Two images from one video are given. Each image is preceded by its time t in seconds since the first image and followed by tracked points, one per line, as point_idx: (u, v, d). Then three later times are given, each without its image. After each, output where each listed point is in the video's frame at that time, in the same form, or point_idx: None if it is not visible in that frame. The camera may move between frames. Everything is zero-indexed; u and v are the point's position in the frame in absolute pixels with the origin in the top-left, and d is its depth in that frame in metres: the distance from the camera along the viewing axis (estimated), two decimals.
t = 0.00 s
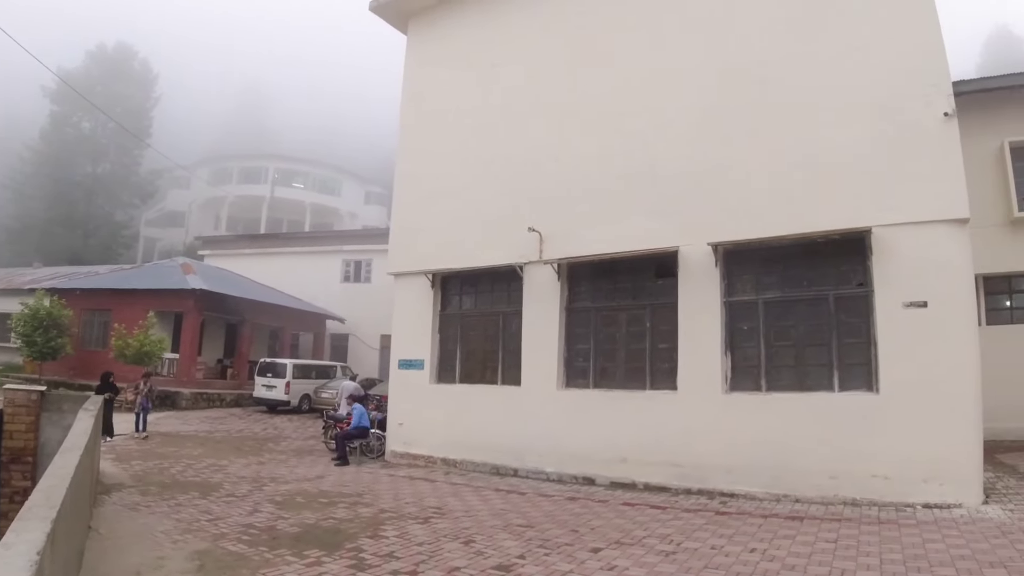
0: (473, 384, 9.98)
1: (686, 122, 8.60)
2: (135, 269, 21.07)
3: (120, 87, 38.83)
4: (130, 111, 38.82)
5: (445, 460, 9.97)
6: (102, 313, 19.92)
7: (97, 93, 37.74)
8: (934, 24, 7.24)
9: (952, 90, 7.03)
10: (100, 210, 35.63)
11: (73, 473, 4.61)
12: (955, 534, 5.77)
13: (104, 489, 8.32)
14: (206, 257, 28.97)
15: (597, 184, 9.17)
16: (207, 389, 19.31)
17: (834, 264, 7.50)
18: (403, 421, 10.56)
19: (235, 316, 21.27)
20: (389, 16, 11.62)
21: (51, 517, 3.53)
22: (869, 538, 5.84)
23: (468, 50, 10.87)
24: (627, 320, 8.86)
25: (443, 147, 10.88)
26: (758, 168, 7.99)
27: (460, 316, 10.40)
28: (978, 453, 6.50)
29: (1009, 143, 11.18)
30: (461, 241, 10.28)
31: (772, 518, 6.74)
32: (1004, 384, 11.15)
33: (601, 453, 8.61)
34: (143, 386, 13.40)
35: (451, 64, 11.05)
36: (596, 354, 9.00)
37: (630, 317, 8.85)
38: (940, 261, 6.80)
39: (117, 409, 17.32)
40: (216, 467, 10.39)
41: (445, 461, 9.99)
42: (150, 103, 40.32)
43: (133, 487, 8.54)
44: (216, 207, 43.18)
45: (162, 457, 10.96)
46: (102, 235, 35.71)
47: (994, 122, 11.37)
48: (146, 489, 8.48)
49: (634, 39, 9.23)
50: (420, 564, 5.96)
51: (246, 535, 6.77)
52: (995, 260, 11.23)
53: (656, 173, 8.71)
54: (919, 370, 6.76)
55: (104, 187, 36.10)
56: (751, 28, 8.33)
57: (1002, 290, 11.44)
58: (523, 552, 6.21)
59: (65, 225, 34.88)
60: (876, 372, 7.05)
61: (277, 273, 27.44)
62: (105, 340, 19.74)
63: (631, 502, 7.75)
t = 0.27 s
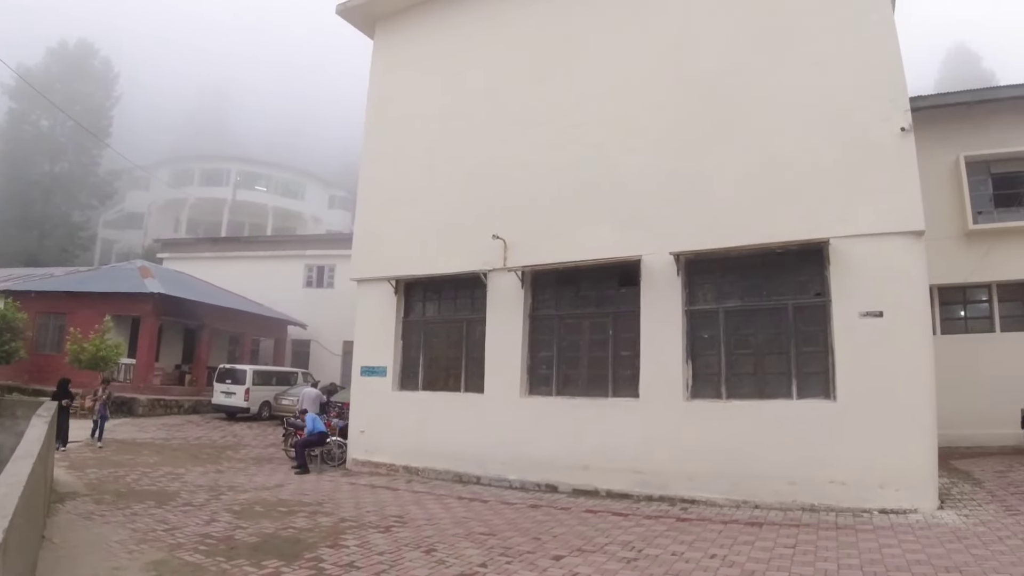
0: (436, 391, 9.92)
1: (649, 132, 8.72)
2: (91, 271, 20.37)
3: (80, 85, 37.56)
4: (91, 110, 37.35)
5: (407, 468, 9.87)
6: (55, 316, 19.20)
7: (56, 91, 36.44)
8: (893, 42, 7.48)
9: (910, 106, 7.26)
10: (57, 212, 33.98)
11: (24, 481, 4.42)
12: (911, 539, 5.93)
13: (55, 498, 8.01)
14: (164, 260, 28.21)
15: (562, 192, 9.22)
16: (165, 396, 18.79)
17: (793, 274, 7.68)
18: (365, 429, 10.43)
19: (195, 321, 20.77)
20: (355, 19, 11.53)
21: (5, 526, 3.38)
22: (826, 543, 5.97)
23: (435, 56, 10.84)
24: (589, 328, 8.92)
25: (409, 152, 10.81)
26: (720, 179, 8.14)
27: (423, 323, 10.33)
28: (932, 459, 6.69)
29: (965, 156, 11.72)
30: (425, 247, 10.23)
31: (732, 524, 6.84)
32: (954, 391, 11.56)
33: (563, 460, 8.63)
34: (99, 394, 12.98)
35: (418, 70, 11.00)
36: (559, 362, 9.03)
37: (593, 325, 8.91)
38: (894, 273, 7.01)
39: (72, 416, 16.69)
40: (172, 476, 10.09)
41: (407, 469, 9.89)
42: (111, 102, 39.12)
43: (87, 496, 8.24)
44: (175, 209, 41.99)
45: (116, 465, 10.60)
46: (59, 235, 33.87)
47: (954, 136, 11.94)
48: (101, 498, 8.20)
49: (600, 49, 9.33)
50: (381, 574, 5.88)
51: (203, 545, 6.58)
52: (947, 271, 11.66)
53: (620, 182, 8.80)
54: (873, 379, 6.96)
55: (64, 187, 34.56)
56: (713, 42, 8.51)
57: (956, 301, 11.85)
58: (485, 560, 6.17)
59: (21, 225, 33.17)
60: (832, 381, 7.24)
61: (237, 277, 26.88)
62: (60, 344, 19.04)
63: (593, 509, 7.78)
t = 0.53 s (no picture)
0: (402, 401, 9.83)
1: (617, 144, 8.82)
2: (49, 276, 19.72)
3: (44, 85, 36.39)
4: (54, 110, 35.96)
5: (372, 479, 9.74)
6: (11, 322, 18.53)
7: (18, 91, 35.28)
8: (854, 60, 7.71)
9: (870, 123, 7.48)
10: (17, 214, 32.79)
11: None
12: (871, 546, 6.05)
13: (11, 508, 7.73)
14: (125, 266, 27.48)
15: (530, 202, 9.25)
16: (124, 405, 18.28)
17: (757, 286, 7.83)
18: (329, 439, 10.27)
19: (157, 328, 20.26)
20: (324, 26, 11.44)
21: None
22: (789, 552, 6.06)
23: (405, 64, 10.82)
24: (556, 338, 8.96)
25: (376, 160, 10.74)
26: (686, 192, 8.27)
27: (389, 332, 10.25)
28: (891, 468, 6.85)
29: (926, 172, 12.10)
30: (392, 256, 10.16)
31: (697, 533, 6.90)
32: (913, 401, 11.89)
33: (529, 470, 8.62)
34: (55, 402, 12.52)
35: (387, 78, 10.96)
36: (525, 371, 9.04)
37: (559, 335, 8.95)
38: (854, 285, 7.19)
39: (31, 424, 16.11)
40: (131, 486, 9.79)
41: (372, 480, 9.76)
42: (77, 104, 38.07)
43: (43, 507, 7.95)
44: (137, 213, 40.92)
45: (73, 475, 10.24)
46: (17, 236, 32.12)
47: (915, 153, 12.33)
48: (58, 509, 7.91)
49: (569, 61, 9.41)
50: None
51: (163, 558, 6.39)
52: (906, 284, 12.01)
53: (587, 193, 8.88)
54: (833, 389, 7.12)
55: (26, 188, 33.24)
56: (680, 57, 8.66)
57: (916, 312, 12.20)
58: (450, 571, 6.11)
59: None
60: (794, 391, 7.38)
61: (199, 284, 26.30)
62: (16, 351, 18.38)
63: (559, 520, 7.78)
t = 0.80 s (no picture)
0: (373, 413, 9.73)
1: (591, 158, 8.89)
2: (13, 282, 19.18)
3: (13, 88, 35.54)
4: (25, 115, 35.20)
5: (343, 492, 9.60)
6: None
7: None
8: (822, 79, 7.89)
9: (838, 140, 7.66)
10: None
11: None
12: (839, 557, 6.13)
13: None
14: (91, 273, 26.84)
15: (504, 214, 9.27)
16: (90, 415, 17.82)
17: (727, 300, 7.94)
18: (299, 451, 10.11)
19: (123, 338, 19.82)
20: (298, 34, 11.37)
21: None
22: (759, 563, 6.11)
23: (381, 73, 10.79)
24: (529, 350, 8.96)
25: (350, 170, 10.68)
26: (658, 206, 8.36)
27: (361, 343, 10.15)
28: (859, 478, 6.96)
29: (893, 188, 12.42)
30: (365, 267, 10.09)
31: (669, 545, 6.92)
32: (880, 412, 12.12)
33: (501, 483, 8.57)
34: (21, 413, 12.07)
35: (362, 88, 10.93)
36: (498, 383, 9.02)
37: (532, 347, 8.95)
38: (821, 299, 7.33)
39: None
40: (96, 499, 9.52)
41: (342, 493, 9.62)
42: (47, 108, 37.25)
43: (4, 520, 7.69)
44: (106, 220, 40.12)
45: (37, 487, 9.93)
46: None
47: (883, 169, 12.65)
48: (20, 522, 7.66)
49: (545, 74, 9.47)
50: None
51: (127, 573, 6.21)
52: (873, 297, 12.28)
53: (560, 206, 8.92)
54: (801, 402, 7.23)
55: None
56: (654, 72, 8.78)
57: (883, 325, 12.48)
58: None
59: None
60: (764, 403, 7.48)
61: (168, 293, 25.78)
62: None
63: (532, 532, 7.75)
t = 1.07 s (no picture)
0: (350, 429, 9.62)
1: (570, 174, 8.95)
2: None
3: None
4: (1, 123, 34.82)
5: (318, 508, 9.46)
6: None
7: None
8: (798, 99, 8.04)
9: (813, 158, 7.80)
10: None
11: None
12: (816, 571, 6.16)
13: None
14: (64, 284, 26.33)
15: (483, 229, 9.27)
16: (63, 428, 17.45)
17: (703, 315, 8.01)
18: (275, 466, 9.95)
19: (96, 350, 19.43)
20: (279, 46, 11.33)
21: None
22: None
23: (362, 87, 10.79)
24: (507, 365, 8.95)
25: (329, 183, 10.63)
26: (636, 222, 8.43)
27: (338, 357, 10.06)
28: (834, 493, 7.02)
29: (867, 206, 12.67)
30: (343, 280, 10.02)
31: (647, 560, 6.91)
32: (856, 426, 12.26)
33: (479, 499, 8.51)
34: None
35: (342, 101, 10.91)
36: (477, 398, 8.98)
37: (510, 362, 8.94)
38: (796, 315, 7.43)
39: None
40: (66, 514, 9.27)
41: (318, 509, 9.48)
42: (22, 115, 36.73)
43: None
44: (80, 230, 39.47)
45: (6, 502, 9.65)
46: None
47: (857, 187, 12.91)
48: None
49: (525, 90, 9.54)
50: None
51: None
52: (848, 313, 12.48)
53: (539, 221, 8.95)
54: (776, 417, 7.30)
55: None
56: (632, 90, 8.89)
57: (858, 340, 12.66)
58: None
59: None
60: (740, 418, 7.53)
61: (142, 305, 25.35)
62: None
63: (510, 548, 7.69)
